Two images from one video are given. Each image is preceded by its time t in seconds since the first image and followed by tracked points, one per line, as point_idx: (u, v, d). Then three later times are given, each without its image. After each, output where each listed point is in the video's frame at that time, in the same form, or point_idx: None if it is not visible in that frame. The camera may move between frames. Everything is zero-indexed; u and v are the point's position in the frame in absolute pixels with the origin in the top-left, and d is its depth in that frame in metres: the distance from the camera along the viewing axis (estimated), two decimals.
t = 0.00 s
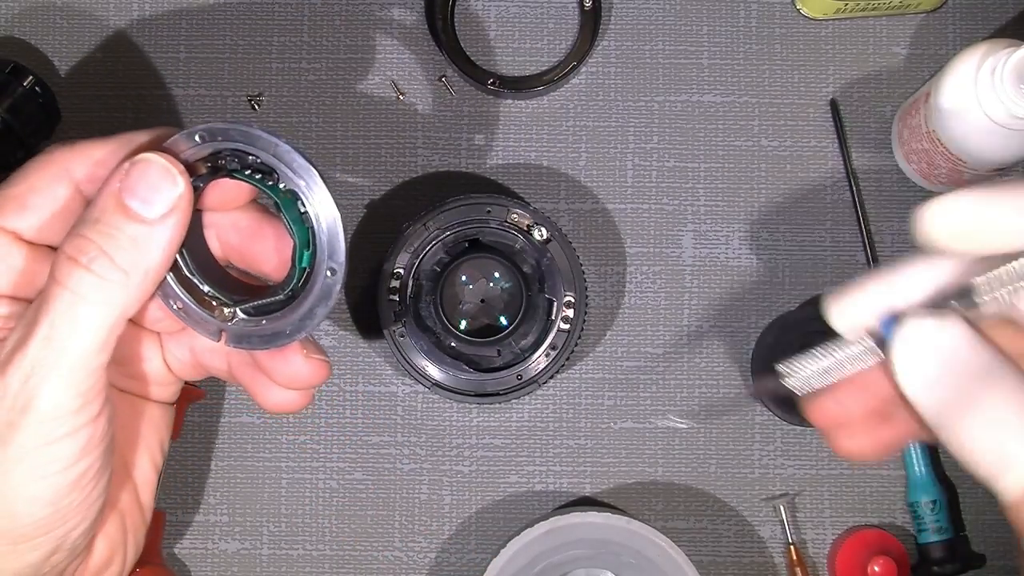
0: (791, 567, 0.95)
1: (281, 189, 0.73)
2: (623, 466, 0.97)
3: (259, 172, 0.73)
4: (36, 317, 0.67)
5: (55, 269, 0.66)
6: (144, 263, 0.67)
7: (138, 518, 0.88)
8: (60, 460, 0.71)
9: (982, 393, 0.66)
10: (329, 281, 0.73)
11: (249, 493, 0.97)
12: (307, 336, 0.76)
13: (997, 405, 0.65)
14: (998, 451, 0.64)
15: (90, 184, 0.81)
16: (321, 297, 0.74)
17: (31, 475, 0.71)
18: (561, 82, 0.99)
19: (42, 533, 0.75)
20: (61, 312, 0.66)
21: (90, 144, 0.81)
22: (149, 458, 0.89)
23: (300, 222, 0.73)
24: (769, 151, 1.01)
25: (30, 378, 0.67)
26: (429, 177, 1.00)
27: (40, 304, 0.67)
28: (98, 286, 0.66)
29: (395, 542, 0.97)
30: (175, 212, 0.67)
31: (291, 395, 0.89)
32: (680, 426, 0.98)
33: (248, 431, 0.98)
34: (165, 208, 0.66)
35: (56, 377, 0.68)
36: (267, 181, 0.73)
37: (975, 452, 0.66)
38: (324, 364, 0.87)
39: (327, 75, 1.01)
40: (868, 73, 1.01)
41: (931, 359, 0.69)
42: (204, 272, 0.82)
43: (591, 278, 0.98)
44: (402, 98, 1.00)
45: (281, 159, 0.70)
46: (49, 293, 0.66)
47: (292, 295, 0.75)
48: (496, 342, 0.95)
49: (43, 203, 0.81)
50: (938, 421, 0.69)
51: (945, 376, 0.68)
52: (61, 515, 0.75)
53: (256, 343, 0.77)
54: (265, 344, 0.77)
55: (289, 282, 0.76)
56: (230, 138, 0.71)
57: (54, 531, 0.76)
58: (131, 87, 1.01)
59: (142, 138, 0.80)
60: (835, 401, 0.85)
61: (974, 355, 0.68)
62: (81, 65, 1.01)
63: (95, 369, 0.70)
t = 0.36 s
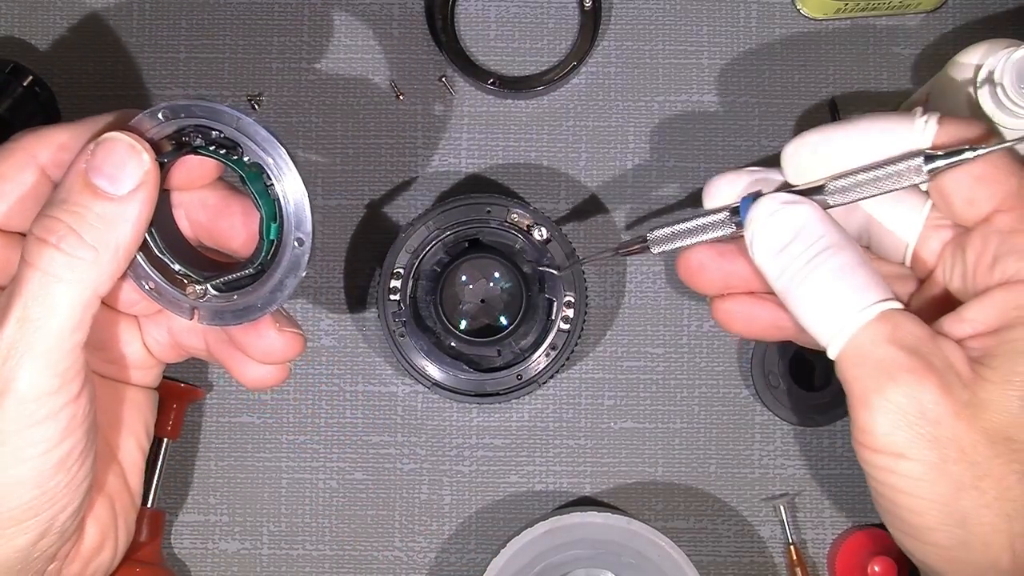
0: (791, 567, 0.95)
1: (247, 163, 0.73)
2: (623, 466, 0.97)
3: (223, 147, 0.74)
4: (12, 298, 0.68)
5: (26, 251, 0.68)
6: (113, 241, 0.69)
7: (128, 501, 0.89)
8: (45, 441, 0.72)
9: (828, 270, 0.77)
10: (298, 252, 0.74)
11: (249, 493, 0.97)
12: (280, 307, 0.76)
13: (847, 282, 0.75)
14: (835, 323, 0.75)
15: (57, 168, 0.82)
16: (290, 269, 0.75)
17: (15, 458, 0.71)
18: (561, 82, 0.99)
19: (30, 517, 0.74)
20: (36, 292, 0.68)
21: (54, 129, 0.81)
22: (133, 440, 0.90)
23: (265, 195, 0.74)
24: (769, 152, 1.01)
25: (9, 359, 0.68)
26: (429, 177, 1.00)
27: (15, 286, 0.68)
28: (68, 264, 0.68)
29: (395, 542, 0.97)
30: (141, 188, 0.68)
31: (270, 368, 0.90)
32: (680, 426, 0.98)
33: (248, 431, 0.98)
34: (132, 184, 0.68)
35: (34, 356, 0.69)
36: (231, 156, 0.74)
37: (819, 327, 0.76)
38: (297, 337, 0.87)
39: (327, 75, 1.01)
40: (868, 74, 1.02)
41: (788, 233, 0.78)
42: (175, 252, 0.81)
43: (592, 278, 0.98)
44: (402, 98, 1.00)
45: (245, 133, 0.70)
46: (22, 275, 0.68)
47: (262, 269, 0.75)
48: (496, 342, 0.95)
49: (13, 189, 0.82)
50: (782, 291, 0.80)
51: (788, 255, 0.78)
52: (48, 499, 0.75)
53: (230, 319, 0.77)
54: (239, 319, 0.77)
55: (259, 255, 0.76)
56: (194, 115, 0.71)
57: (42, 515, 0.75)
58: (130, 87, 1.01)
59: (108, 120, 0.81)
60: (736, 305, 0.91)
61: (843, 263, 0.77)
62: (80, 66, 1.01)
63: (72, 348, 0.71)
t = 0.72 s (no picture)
0: (791, 567, 0.95)
1: (231, 156, 0.73)
2: (623, 466, 0.97)
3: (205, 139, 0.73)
4: None
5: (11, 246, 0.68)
6: (98, 235, 0.69)
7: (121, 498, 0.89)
8: (33, 437, 0.72)
9: (821, 260, 0.79)
10: (284, 245, 0.74)
11: (249, 493, 0.97)
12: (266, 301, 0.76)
13: (843, 271, 0.78)
14: (826, 313, 0.78)
15: (41, 162, 0.83)
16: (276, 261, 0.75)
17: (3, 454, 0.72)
18: (561, 83, 0.99)
19: (20, 513, 0.74)
20: (21, 286, 0.68)
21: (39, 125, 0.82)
22: (124, 436, 0.90)
23: (250, 187, 0.73)
24: (769, 152, 1.01)
25: None
26: (429, 177, 0.99)
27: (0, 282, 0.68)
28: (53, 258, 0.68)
29: (395, 543, 0.97)
30: (126, 181, 0.68)
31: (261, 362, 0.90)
32: (680, 427, 0.98)
33: (248, 431, 0.98)
34: (117, 178, 0.68)
35: (21, 352, 0.69)
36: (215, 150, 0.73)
37: (809, 316, 0.79)
38: (285, 329, 0.88)
39: (327, 75, 1.01)
40: (868, 74, 1.01)
41: (780, 225, 0.81)
42: (161, 246, 0.81)
43: (592, 278, 0.98)
44: (402, 98, 1.00)
45: (229, 125, 0.71)
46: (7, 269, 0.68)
47: (248, 263, 0.75)
48: (496, 342, 0.95)
49: None
50: (776, 282, 0.83)
51: (779, 248, 0.82)
52: (38, 495, 0.75)
53: (217, 313, 0.77)
54: (225, 314, 0.77)
55: (245, 249, 0.76)
56: (178, 108, 0.71)
57: (31, 512, 0.75)
58: (130, 86, 1.01)
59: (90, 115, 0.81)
60: (743, 316, 0.92)
61: (839, 254, 0.79)
62: (80, 66, 1.01)
63: (59, 345, 0.71)
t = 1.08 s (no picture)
0: (791, 567, 0.95)
1: (222, 150, 0.73)
2: (623, 466, 0.97)
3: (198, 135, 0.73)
4: None
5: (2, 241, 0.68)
6: (89, 231, 0.69)
7: (115, 493, 0.89)
8: (26, 432, 0.72)
9: (817, 239, 0.79)
10: (276, 238, 0.74)
11: (249, 493, 0.97)
12: (259, 295, 0.76)
13: (837, 249, 0.78)
14: (820, 291, 0.77)
15: (34, 158, 0.83)
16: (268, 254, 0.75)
17: None
18: (561, 83, 1.00)
19: (14, 510, 0.74)
20: (11, 282, 0.67)
21: (32, 121, 0.82)
22: (119, 432, 0.91)
23: (242, 181, 0.74)
24: (769, 152, 1.01)
25: None
26: (429, 177, 1.00)
27: None
28: (44, 254, 0.67)
29: (395, 542, 0.97)
30: (118, 176, 0.68)
31: (254, 356, 0.90)
32: (680, 426, 0.98)
33: (248, 431, 0.98)
34: (108, 173, 0.68)
35: (13, 347, 0.69)
36: (206, 144, 0.74)
37: (803, 294, 0.78)
38: (279, 323, 0.87)
39: (327, 75, 1.01)
40: (868, 74, 1.02)
41: (778, 204, 0.80)
42: (153, 241, 0.81)
43: (592, 278, 0.98)
44: (402, 98, 1.00)
45: (220, 119, 0.71)
46: None
47: (241, 257, 0.75)
48: (496, 342, 0.95)
49: None
50: (770, 260, 0.82)
51: (775, 226, 0.80)
52: (31, 491, 0.75)
53: (210, 307, 0.77)
54: (218, 308, 0.77)
55: (238, 242, 0.76)
56: (168, 102, 0.71)
57: (25, 508, 0.75)
58: (130, 86, 1.01)
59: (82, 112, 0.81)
60: (743, 295, 0.92)
61: (834, 232, 0.78)
62: (80, 65, 1.01)
63: (51, 340, 0.71)
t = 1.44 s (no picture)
0: (791, 567, 0.95)
1: (222, 151, 0.74)
2: (623, 466, 0.97)
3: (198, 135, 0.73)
4: None
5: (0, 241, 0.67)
6: (88, 231, 0.69)
7: (114, 493, 0.89)
8: (25, 433, 0.72)
9: (794, 206, 0.79)
10: (275, 239, 0.74)
11: (249, 493, 0.97)
12: (258, 296, 0.76)
13: (814, 217, 0.78)
14: (797, 258, 0.77)
15: (34, 158, 0.83)
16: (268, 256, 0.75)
17: None
18: (561, 83, 1.00)
19: (13, 510, 0.74)
20: (11, 282, 0.67)
21: (32, 120, 0.82)
22: (119, 432, 0.91)
23: (241, 181, 0.74)
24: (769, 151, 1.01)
25: None
26: (429, 177, 1.00)
27: None
28: (43, 254, 0.67)
29: (395, 543, 0.97)
30: (118, 176, 0.68)
31: (253, 357, 0.90)
32: (680, 427, 0.98)
33: (248, 431, 0.98)
34: (108, 174, 0.68)
35: (12, 348, 0.69)
36: (206, 145, 0.74)
37: (780, 262, 0.79)
38: (278, 323, 0.87)
39: (327, 75, 1.01)
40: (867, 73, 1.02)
41: (755, 171, 0.80)
42: (152, 242, 0.81)
43: (592, 278, 0.98)
44: (402, 98, 1.00)
45: (220, 120, 0.71)
46: None
47: (240, 258, 0.76)
48: (496, 342, 0.95)
49: None
50: (749, 229, 0.82)
51: (754, 193, 0.81)
52: (30, 491, 0.75)
53: (210, 308, 0.77)
54: (217, 310, 0.77)
55: (237, 244, 0.76)
56: (169, 103, 0.71)
57: (25, 508, 0.75)
58: (130, 86, 1.01)
59: (82, 112, 0.81)
60: (719, 263, 0.92)
61: (812, 200, 0.79)
62: (80, 65, 1.01)
63: (50, 340, 0.71)
